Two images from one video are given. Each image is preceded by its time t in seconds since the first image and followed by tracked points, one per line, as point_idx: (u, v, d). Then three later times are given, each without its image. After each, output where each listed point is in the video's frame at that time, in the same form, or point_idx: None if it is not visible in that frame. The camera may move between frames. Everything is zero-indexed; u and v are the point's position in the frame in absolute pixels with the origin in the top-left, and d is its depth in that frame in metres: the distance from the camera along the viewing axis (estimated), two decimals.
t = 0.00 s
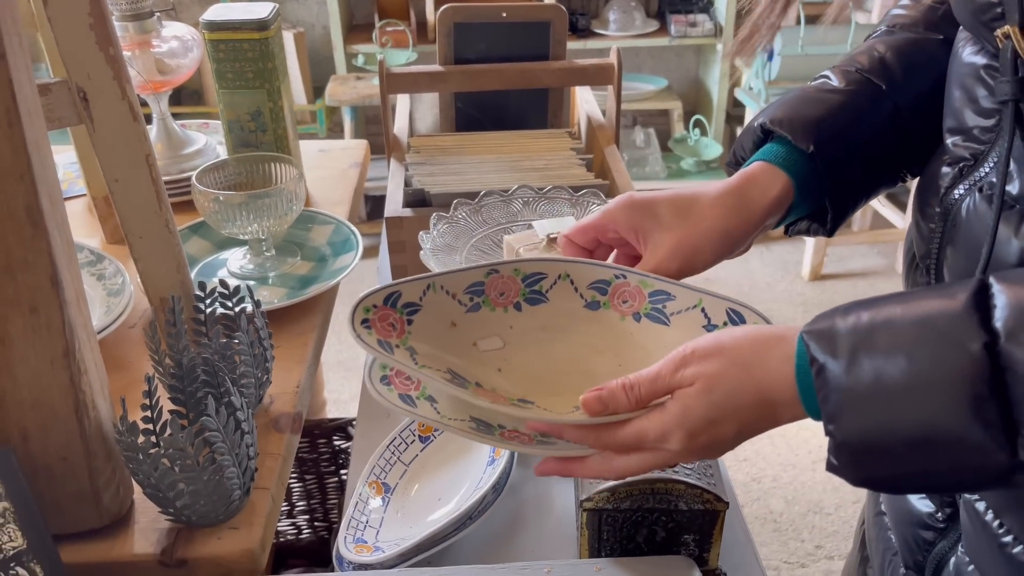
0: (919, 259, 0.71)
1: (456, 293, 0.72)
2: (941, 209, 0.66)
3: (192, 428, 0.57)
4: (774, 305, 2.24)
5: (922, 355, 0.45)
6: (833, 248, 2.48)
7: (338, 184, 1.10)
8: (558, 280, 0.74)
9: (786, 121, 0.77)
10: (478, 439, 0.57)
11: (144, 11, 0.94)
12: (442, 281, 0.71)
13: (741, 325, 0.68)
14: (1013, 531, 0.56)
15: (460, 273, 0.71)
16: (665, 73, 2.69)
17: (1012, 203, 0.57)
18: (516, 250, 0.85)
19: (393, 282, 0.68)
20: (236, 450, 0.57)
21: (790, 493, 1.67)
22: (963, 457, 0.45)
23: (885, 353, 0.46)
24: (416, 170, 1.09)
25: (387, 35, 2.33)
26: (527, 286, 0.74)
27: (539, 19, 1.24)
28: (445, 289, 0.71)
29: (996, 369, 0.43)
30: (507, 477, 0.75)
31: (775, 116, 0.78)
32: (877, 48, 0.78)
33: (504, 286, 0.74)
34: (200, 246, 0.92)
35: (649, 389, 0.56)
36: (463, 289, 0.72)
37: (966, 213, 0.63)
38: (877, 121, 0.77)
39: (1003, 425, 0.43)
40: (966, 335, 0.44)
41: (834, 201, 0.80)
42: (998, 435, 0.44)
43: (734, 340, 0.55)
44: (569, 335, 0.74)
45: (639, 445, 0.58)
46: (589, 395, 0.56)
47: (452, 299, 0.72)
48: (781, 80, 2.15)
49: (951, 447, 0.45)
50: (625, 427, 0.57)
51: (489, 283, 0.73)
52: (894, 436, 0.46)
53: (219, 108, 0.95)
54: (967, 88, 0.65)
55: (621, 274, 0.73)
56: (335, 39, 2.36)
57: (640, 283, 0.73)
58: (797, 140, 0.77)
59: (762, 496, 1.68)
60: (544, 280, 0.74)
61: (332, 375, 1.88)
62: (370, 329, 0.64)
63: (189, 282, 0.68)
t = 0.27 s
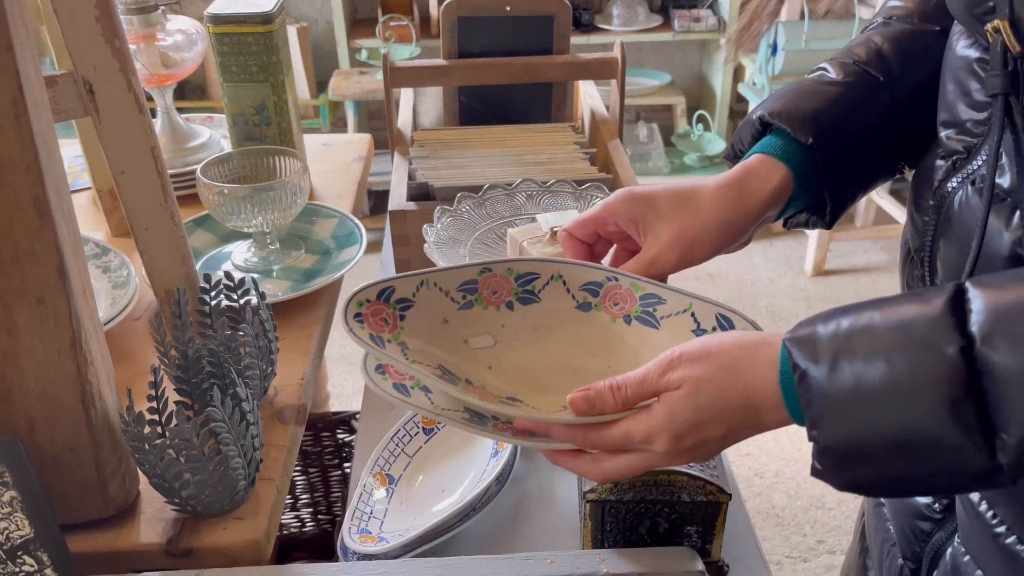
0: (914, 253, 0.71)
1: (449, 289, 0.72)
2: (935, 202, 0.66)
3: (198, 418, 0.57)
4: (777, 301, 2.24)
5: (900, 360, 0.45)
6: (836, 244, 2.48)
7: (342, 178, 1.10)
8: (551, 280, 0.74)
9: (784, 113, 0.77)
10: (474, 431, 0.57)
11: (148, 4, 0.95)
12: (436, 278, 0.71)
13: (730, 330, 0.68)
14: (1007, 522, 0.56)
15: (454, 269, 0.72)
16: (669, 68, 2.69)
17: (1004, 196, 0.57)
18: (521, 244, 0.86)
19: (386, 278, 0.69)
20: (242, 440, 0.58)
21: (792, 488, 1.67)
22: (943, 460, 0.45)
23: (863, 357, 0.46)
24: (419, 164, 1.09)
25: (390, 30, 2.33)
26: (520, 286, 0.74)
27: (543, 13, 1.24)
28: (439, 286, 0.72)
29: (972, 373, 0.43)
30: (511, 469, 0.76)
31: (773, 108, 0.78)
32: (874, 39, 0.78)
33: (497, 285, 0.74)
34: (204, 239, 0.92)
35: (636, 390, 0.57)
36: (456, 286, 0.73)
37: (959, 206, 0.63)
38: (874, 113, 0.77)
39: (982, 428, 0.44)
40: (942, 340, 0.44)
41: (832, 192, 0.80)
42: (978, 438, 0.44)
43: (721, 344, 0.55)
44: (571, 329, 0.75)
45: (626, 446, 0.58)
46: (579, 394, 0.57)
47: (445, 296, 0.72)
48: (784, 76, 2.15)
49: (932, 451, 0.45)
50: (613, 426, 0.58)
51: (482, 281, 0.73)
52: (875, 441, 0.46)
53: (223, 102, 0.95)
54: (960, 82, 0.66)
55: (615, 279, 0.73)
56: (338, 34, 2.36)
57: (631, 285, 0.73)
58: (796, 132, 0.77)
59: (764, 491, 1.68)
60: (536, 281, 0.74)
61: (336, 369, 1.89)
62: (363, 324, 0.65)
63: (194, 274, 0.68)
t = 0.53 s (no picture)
0: (913, 250, 0.71)
1: (454, 290, 0.72)
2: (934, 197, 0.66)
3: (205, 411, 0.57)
4: (781, 297, 2.24)
5: (905, 360, 0.45)
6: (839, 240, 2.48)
7: (347, 173, 1.10)
8: (556, 283, 0.75)
9: (791, 109, 0.77)
10: (473, 430, 0.58)
11: None
12: (441, 278, 0.71)
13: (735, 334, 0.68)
14: (1006, 516, 0.56)
15: (460, 270, 0.72)
16: (673, 64, 2.69)
17: (1002, 191, 0.57)
18: (525, 238, 0.86)
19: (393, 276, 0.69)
20: (248, 433, 0.58)
21: (795, 484, 1.68)
22: (949, 460, 0.45)
23: (868, 359, 0.46)
24: (424, 158, 1.09)
25: (394, 25, 2.33)
26: (525, 288, 0.74)
27: (548, 8, 1.24)
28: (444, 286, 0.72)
29: (979, 374, 0.43)
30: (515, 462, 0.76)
31: (779, 105, 0.78)
32: (875, 32, 0.78)
33: (503, 287, 0.74)
34: (210, 233, 0.93)
35: (638, 390, 0.57)
36: (461, 287, 0.73)
37: (958, 201, 0.63)
38: (880, 106, 0.77)
39: (988, 430, 0.44)
40: (948, 341, 0.44)
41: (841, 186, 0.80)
42: (984, 439, 0.44)
43: (725, 346, 0.55)
44: (577, 324, 0.75)
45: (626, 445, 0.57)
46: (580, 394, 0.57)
47: (449, 296, 0.72)
48: (789, 71, 2.15)
49: (938, 452, 0.45)
50: (614, 425, 0.57)
51: (488, 282, 0.73)
52: (880, 442, 0.46)
53: (229, 96, 0.96)
54: (958, 78, 0.66)
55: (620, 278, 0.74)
56: (342, 29, 2.36)
57: (636, 289, 0.74)
58: (804, 127, 0.76)
59: (767, 487, 1.68)
60: (541, 283, 0.75)
61: (340, 364, 1.89)
62: (367, 322, 0.65)
63: (201, 268, 0.69)
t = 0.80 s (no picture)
0: (915, 244, 0.71)
1: (466, 271, 0.72)
2: (937, 194, 0.66)
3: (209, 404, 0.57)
4: (784, 294, 2.24)
5: (920, 348, 0.45)
6: (843, 237, 2.48)
7: (351, 168, 1.10)
8: (565, 274, 0.75)
9: (800, 117, 0.77)
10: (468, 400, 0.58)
11: None
12: (455, 258, 0.71)
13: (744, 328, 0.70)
14: (1008, 512, 0.56)
15: (474, 251, 0.72)
16: (677, 60, 2.69)
17: (1005, 188, 0.57)
18: (529, 233, 0.86)
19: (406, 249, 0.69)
20: (253, 427, 0.58)
21: (798, 481, 1.68)
22: (962, 449, 0.45)
23: (882, 346, 0.46)
24: (428, 154, 1.09)
25: (398, 21, 2.33)
26: (535, 276, 0.74)
27: (552, 4, 1.24)
28: (457, 266, 0.71)
29: (994, 361, 0.43)
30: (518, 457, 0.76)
31: (787, 115, 0.78)
32: (879, 36, 0.78)
33: (514, 272, 0.74)
34: (215, 228, 0.93)
35: (641, 366, 0.57)
36: (473, 268, 0.72)
37: (960, 199, 0.63)
38: (888, 108, 0.77)
39: (1001, 417, 0.44)
40: (963, 328, 0.44)
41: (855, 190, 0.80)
42: (996, 426, 0.44)
43: (734, 327, 0.56)
44: (582, 317, 0.75)
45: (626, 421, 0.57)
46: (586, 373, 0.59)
47: (461, 276, 0.72)
48: (793, 68, 2.16)
49: (950, 439, 0.45)
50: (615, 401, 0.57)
51: (500, 266, 0.73)
52: (892, 428, 0.46)
53: (233, 92, 0.96)
54: (962, 75, 0.66)
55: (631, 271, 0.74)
56: (347, 25, 2.36)
57: (646, 283, 0.74)
58: (814, 135, 0.76)
59: (770, 483, 1.68)
60: (552, 272, 0.75)
61: (343, 360, 1.90)
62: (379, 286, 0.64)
63: (206, 263, 0.69)
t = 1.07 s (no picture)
0: (920, 236, 0.71)
1: (472, 251, 0.72)
2: (943, 186, 0.66)
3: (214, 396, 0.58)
4: (788, 291, 2.24)
5: (930, 326, 0.45)
6: (847, 234, 2.47)
7: (355, 163, 1.11)
8: (573, 261, 0.75)
9: (814, 111, 0.77)
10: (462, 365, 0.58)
11: None
12: (463, 237, 0.71)
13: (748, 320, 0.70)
14: (1011, 506, 0.56)
15: (482, 233, 0.72)
16: (681, 57, 2.68)
17: (1012, 179, 0.57)
18: (532, 227, 0.86)
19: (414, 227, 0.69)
20: (257, 420, 0.59)
21: (801, 478, 1.68)
22: (969, 429, 0.45)
23: (891, 324, 0.46)
24: (432, 149, 1.10)
25: (402, 17, 2.33)
26: (541, 262, 0.75)
27: None
28: (465, 246, 0.72)
29: (1005, 340, 0.44)
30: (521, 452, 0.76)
31: (802, 109, 0.78)
32: (889, 26, 0.78)
33: (520, 258, 0.74)
34: (219, 223, 0.93)
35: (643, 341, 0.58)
36: (479, 249, 0.73)
37: (966, 190, 0.63)
38: (902, 101, 0.77)
39: (1009, 396, 0.44)
40: (975, 306, 0.44)
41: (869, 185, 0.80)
42: (1005, 407, 0.44)
43: (740, 305, 0.56)
44: (586, 309, 0.75)
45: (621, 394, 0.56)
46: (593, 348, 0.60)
47: (468, 257, 0.72)
48: (797, 64, 2.16)
49: (957, 418, 0.45)
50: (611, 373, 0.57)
51: (507, 251, 0.74)
52: (899, 407, 0.46)
53: (237, 87, 0.96)
54: (969, 67, 0.65)
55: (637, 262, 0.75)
56: (350, 21, 2.36)
57: (653, 274, 0.74)
58: (830, 130, 0.76)
59: (773, 480, 1.68)
60: (558, 260, 0.75)
61: (346, 355, 1.90)
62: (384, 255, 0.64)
63: (210, 256, 0.69)
